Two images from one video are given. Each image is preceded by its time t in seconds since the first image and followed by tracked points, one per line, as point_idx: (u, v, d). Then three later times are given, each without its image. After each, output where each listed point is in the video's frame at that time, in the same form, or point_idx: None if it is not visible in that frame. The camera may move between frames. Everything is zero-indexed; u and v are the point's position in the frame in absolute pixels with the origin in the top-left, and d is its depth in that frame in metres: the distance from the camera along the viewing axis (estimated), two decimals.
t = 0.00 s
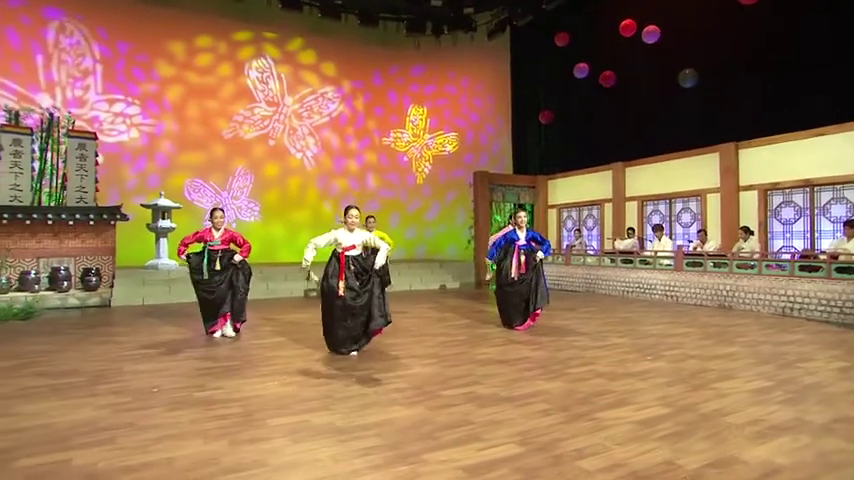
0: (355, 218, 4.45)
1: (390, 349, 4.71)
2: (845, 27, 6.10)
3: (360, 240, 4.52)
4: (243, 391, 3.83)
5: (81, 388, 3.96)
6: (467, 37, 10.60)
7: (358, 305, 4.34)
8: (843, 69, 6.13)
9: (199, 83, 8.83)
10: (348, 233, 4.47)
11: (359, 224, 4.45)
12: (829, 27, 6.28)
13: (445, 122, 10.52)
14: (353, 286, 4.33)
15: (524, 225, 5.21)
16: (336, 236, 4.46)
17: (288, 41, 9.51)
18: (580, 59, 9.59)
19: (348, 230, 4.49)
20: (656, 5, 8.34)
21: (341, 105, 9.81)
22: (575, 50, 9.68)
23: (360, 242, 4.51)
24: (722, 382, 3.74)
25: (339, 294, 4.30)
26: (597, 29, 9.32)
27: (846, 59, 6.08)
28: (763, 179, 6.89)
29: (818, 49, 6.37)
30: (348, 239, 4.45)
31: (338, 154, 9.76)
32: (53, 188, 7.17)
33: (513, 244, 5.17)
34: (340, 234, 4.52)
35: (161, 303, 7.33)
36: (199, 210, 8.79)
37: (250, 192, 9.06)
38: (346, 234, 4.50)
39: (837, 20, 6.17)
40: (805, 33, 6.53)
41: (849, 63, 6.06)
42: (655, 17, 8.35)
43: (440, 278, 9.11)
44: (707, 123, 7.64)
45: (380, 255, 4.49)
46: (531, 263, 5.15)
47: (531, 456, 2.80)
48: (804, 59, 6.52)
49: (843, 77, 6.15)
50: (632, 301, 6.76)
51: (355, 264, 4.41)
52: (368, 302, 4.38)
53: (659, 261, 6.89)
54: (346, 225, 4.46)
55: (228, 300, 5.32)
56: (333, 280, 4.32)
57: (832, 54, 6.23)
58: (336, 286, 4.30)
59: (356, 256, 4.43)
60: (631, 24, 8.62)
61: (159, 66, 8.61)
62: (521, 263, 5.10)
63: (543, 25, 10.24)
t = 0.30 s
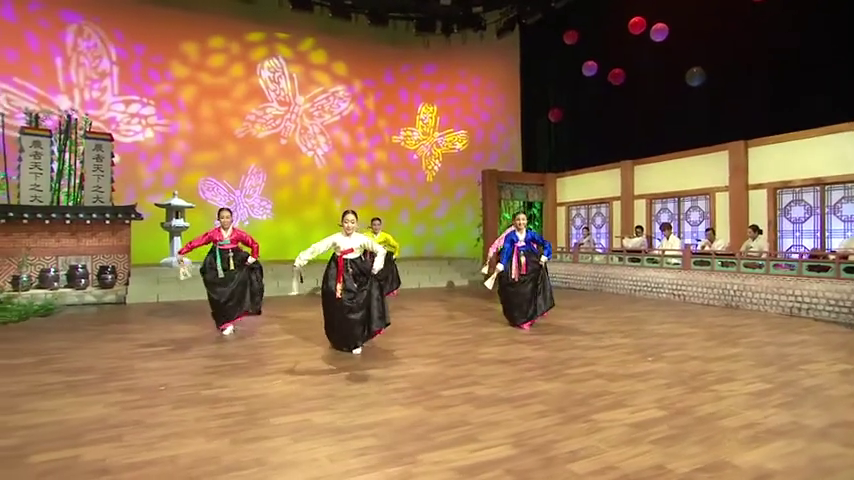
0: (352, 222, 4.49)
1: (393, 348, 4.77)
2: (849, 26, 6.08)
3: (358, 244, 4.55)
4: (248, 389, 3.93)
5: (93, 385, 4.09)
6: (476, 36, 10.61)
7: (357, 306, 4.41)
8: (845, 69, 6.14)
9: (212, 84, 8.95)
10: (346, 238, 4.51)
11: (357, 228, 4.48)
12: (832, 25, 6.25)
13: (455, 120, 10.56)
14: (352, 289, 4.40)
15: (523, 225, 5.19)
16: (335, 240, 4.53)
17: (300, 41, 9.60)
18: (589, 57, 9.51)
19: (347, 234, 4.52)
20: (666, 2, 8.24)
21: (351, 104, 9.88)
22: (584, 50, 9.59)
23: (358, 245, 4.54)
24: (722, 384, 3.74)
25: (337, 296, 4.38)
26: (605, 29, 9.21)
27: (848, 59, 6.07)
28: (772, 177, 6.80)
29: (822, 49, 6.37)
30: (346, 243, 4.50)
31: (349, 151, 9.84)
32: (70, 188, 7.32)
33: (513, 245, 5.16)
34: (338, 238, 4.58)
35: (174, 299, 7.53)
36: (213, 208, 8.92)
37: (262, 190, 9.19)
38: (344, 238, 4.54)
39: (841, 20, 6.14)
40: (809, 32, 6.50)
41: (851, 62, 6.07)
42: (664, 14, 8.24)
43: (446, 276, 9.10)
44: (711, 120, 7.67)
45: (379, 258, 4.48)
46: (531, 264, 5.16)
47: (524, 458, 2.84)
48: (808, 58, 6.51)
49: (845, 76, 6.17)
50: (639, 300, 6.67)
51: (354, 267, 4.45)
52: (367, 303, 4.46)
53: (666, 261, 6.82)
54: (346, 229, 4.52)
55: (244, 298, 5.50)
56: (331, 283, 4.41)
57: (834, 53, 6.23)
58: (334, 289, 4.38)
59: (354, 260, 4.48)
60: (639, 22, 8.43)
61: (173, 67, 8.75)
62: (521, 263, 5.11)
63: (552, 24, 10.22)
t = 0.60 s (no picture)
0: (351, 226, 4.73)
1: (398, 348, 4.84)
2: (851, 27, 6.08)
3: (357, 247, 4.79)
4: (253, 388, 4.04)
5: (106, 383, 4.23)
6: (486, 36, 10.65)
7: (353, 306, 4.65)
8: (846, 69, 6.16)
9: (227, 85, 9.09)
10: (346, 242, 4.76)
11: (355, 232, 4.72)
12: (835, 26, 6.25)
13: (466, 119, 10.61)
14: (352, 290, 4.66)
15: (523, 229, 5.23)
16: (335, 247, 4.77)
17: (312, 42, 9.68)
18: (598, 56, 9.48)
19: (346, 237, 4.78)
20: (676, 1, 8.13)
21: (363, 104, 9.96)
22: (594, 47, 9.54)
23: (357, 248, 4.78)
24: (722, 387, 3.74)
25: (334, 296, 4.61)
26: (615, 28, 9.13)
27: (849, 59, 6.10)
28: (782, 176, 6.71)
29: (824, 49, 6.37)
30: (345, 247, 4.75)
31: (359, 150, 9.92)
32: (89, 189, 7.63)
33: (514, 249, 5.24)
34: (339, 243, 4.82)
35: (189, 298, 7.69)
36: (227, 207, 9.06)
37: (274, 190, 9.32)
38: (344, 241, 4.79)
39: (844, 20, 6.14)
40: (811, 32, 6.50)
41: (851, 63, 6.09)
42: (675, 13, 8.13)
43: (453, 274, 9.17)
44: (716, 121, 7.64)
45: (377, 264, 4.73)
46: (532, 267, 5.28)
47: (516, 461, 2.89)
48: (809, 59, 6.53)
49: (846, 76, 6.20)
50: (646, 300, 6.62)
51: (352, 270, 4.70)
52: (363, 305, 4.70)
53: (674, 261, 6.88)
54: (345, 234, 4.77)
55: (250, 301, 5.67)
56: (330, 285, 4.64)
57: (836, 53, 6.24)
58: (331, 290, 4.60)
59: (353, 263, 4.73)
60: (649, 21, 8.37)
61: (188, 69, 8.89)
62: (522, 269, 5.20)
63: (561, 24, 10.19)
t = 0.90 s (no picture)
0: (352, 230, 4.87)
1: (404, 350, 4.92)
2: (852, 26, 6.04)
3: (358, 250, 4.94)
4: (261, 389, 4.14)
5: (120, 383, 4.36)
6: (498, 37, 10.67)
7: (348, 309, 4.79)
8: (846, 69, 6.12)
9: (241, 89, 9.23)
10: (348, 245, 4.92)
11: (356, 235, 4.88)
12: (836, 26, 6.21)
13: (478, 122, 10.69)
14: (353, 294, 4.82)
15: (529, 234, 5.29)
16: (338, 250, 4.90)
17: (325, 46, 9.79)
18: (609, 57, 9.34)
19: (347, 241, 4.94)
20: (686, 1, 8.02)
21: (375, 106, 10.09)
22: (605, 49, 9.45)
23: (357, 252, 4.92)
24: (723, 393, 3.74)
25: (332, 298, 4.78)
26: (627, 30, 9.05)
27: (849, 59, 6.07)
28: (794, 177, 6.65)
29: (823, 49, 6.35)
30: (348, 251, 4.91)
31: (372, 150, 10.06)
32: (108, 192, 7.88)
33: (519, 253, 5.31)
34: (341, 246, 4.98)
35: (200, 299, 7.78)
36: (243, 209, 9.22)
37: (288, 191, 9.46)
38: (345, 245, 4.95)
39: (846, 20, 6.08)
40: (811, 33, 6.48)
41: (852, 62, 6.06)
42: (687, 13, 8.00)
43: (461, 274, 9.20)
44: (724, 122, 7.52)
45: (377, 268, 4.85)
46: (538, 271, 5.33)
47: (512, 465, 2.93)
48: (809, 60, 6.49)
49: (847, 76, 6.15)
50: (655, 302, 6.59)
51: (352, 274, 4.85)
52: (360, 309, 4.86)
53: (683, 263, 6.89)
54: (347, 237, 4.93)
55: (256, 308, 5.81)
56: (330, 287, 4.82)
57: (836, 53, 6.20)
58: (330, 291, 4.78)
59: (353, 266, 4.88)
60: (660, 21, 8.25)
61: (204, 73, 9.05)
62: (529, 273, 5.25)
63: (572, 24, 10.03)
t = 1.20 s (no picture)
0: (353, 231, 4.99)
1: (411, 352, 5.00)
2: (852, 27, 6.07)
3: (357, 251, 5.01)
4: (270, 391, 4.25)
5: (136, 384, 4.50)
6: (508, 39, 10.82)
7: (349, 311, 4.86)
8: (846, 69, 6.17)
9: (257, 93, 9.42)
10: (348, 246, 4.99)
11: (356, 237, 4.94)
12: (836, 26, 6.26)
13: (490, 123, 10.88)
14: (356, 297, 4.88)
15: (536, 233, 5.28)
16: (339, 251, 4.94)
17: (339, 50, 10.02)
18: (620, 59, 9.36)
19: (347, 242, 5.01)
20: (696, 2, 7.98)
21: (389, 108, 10.31)
22: (615, 51, 9.45)
23: (357, 253, 5.01)
24: (726, 400, 3.74)
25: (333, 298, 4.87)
26: (639, 33, 8.98)
27: (849, 59, 6.11)
28: (807, 179, 6.58)
29: (823, 50, 6.40)
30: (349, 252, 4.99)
31: (384, 150, 10.26)
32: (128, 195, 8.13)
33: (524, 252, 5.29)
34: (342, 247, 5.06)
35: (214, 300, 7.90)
36: (258, 211, 9.42)
37: (303, 192, 9.66)
38: (345, 246, 5.01)
39: (846, 20, 6.13)
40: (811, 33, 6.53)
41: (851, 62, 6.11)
42: (698, 13, 7.95)
43: (470, 274, 9.24)
44: (730, 123, 7.59)
45: (375, 270, 4.88)
46: (543, 270, 5.25)
47: (508, 471, 2.97)
48: (813, 61, 6.52)
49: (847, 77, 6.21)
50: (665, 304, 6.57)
51: (351, 276, 4.91)
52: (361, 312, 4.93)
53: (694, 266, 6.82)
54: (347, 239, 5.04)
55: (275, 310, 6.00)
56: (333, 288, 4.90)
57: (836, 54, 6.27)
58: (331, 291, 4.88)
59: (353, 267, 4.95)
60: (671, 22, 7.77)
61: (220, 77, 9.25)
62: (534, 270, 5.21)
63: (582, 26, 10.00)
